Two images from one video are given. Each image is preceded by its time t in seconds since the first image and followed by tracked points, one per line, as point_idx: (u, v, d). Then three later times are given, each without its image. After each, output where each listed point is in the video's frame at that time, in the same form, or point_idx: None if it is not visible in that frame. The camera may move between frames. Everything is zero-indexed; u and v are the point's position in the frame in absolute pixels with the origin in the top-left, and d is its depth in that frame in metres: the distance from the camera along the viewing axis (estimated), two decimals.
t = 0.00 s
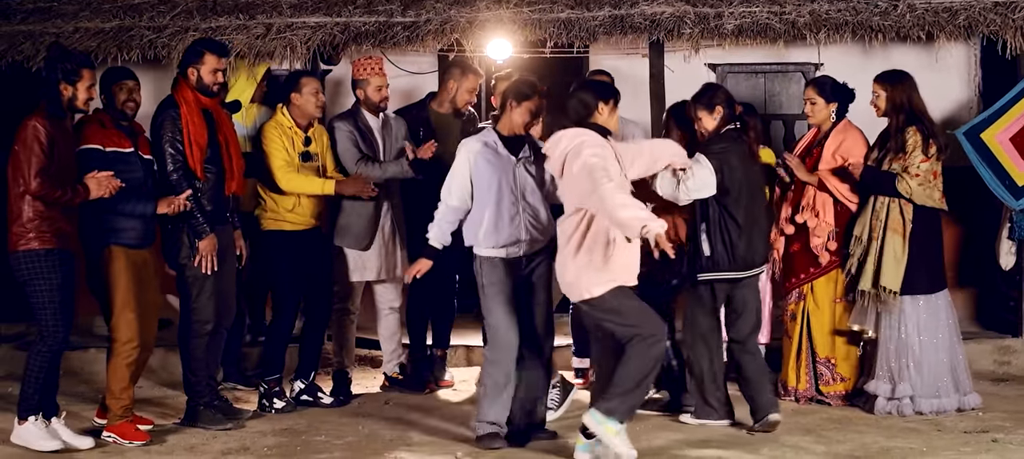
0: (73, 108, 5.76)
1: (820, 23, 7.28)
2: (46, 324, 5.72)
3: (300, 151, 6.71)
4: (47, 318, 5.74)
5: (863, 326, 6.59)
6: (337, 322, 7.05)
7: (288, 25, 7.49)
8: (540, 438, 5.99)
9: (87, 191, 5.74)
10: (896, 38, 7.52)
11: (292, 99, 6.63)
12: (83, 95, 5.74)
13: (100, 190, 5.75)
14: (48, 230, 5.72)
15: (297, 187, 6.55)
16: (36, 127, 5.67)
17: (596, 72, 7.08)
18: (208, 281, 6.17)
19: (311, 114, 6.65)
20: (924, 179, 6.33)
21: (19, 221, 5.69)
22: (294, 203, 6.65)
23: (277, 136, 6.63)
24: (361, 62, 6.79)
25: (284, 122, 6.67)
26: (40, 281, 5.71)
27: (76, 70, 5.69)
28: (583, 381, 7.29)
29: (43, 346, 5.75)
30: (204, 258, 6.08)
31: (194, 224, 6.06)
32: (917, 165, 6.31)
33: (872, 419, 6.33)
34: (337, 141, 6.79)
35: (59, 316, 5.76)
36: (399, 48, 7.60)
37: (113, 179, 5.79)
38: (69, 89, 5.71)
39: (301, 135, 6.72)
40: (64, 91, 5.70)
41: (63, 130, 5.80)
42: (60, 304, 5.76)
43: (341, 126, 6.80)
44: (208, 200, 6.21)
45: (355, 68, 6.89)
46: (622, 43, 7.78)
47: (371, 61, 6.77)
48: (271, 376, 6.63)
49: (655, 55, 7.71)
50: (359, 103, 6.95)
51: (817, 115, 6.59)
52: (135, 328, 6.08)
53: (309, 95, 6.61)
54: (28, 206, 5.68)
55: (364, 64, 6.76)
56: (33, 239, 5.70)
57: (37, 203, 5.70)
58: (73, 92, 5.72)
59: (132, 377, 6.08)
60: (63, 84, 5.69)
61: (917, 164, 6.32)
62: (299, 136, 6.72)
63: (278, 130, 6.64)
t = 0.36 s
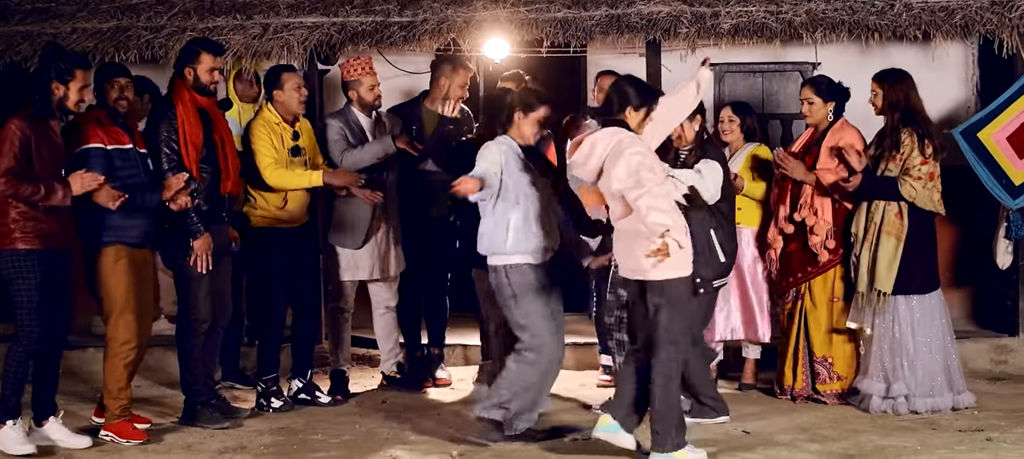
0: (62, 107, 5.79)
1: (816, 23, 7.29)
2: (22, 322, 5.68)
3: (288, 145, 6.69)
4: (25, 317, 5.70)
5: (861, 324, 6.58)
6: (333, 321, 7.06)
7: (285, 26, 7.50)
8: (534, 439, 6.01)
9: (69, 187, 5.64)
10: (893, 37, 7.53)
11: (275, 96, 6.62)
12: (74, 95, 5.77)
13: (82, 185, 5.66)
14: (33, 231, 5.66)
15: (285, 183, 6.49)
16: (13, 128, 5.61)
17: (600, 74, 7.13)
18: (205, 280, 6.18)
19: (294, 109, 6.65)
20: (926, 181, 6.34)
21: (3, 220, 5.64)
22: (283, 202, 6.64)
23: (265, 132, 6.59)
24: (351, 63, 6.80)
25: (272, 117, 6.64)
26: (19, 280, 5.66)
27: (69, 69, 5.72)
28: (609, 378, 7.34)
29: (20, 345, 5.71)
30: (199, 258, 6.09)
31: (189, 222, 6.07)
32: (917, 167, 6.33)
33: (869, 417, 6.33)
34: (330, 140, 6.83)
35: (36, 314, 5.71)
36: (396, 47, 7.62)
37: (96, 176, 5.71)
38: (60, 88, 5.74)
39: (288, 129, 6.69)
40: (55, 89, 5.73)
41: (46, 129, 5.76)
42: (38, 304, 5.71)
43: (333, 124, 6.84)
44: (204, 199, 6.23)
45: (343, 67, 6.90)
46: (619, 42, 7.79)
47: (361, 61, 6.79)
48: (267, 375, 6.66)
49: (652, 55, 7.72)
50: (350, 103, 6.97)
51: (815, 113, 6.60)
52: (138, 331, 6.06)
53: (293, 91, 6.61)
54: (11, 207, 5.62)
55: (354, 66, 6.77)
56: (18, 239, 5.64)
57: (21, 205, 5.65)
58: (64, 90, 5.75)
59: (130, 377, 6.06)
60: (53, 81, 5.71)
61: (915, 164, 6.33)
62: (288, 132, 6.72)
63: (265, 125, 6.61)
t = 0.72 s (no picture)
0: (31, 106, 5.60)
1: (815, 23, 7.29)
2: None
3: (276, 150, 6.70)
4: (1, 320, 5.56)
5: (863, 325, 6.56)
6: (331, 321, 7.05)
7: (283, 26, 7.49)
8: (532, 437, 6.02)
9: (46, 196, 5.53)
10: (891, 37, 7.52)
11: (264, 104, 6.62)
12: (45, 93, 5.60)
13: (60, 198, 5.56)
14: (14, 234, 5.51)
15: (277, 190, 6.51)
16: None
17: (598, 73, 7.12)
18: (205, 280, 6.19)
19: (281, 117, 6.65)
20: (921, 181, 6.32)
21: None
22: (270, 208, 6.66)
23: (251, 140, 6.60)
24: (345, 64, 6.81)
25: (259, 125, 6.64)
26: None
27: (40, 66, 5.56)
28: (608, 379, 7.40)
29: None
30: (198, 258, 6.10)
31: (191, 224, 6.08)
32: (913, 168, 6.30)
33: (867, 418, 6.32)
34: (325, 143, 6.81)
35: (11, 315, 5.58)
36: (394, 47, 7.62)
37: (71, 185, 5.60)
38: (32, 86, 5.56)
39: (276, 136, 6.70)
40: (28, 87, 5.55)
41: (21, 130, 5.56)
42: (13, 307, 5.59)
43: (329, 128, 6.82)
44: (203, 199, 6.22)
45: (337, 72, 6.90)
46: (616, 42, 7.78)
47: (354, 63, 6.80)
48: (265, 375, 6.67)
49: (650, 55, 7.71)
50: (344, 104, 6.96)
51: (815, 114, 6.61)
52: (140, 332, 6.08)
53: (280, 100, 6.61)
54: None
55: (350, 66, 6.80)
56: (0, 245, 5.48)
57: None
58: (34, 88, 5.57)
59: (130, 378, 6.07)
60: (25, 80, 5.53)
61: (913, 165, 6.31)
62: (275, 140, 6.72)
63: (254, 134, 6.61)
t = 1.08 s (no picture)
0: (18, 106, 5.56)
1: (816, 24, 7.28)
2: None
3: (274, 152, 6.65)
4: None
5: (864, 326, 6.53)
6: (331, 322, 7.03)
7: (283, 26, 7.48)
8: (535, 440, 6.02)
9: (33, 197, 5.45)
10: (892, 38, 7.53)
11: (263, 107, 6.56)
12: (31, 94, 5.56)
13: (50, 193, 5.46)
14: (9, 236, 5.48)
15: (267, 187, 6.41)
16: None
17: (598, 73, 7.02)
18: (205, 281, 6.16)
19: (281, 119, 6.59)
20: (923, 184, 6.28)
21: None
22: (268, 209, 6.59)
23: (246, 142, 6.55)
24: (344, 65, 6.78)
25: (258, 127, 6.59)
26: None
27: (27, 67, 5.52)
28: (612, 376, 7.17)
29: None
30: (199, 259, 6.08)
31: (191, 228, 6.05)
32: (915, 170, 6.27)
33: (870, 419, 6.32)
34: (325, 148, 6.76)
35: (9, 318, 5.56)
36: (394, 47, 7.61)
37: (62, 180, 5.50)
38: (17, 87, 5.51)
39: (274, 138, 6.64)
40: (14, 89, 5.50)
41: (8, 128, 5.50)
42: (11, 309, 5.56)
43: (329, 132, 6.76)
44: (203, 201, 6.18)
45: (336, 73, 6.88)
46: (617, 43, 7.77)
47: (352, 63, 6.76)
48: (265, 377, 6.66)
49: (650, 55, 7.71)
50: (343, 106, 6.94)
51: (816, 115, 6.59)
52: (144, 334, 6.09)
53: (280, 102, 6.55)
54: None
55: (349, 66, 6.76)
56: None
57: None
58: (20, 87, 5.53)
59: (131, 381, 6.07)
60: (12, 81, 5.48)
61: (915, 167, 6.28)
62: (273, 142, 6.65)
63: (250, 137, 6.56)
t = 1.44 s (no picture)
0: (34, 107, 5.57)
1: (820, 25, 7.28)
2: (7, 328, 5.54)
3: (275, 149, 6.56)
4: (8, 326, 5.55)
5: (857, 325, 6.54)
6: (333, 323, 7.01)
7: (286, 26, 7.46)
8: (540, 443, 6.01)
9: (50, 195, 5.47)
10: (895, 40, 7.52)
11: (264, 102, 6.48)
12: (47, 94, 5.57)
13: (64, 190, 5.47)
14: (20, 237, 5.49)
15: (267, 186, 6.32)
16: None
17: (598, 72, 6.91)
18: (207, 284, 6.13)
19: (282, 115, 6.51)
20: (928, 186, 6.28)
21: None
22: (269, 207, 6.55)
23: (247, 139, 6.46)
24: (346, 64, 6.72)
25: (259, 123, 6.52)
26: (5, 288, 5.50)
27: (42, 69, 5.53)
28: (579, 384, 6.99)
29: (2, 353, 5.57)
30: (201, 261, 6.04)
31: (192, 228, 6.02)
32: (921, 172, 6.27)
33: (875, 421, 6.31)
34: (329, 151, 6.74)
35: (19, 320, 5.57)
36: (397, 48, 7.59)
37: (80, 183, 5.54)
38: (34, 88, 5.53)
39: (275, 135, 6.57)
40: (30, 89, 5.51)
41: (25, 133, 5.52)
42: (16, 311, 5.54)
43: (330, 132, 6.76)
44: (206, 202, 6.12)
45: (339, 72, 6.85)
46: (620, 45, 7.75)
47: (355, 65, 6.73)
48: (268, 379, 6.63)
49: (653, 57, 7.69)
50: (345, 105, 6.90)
51: (817, 113, 6.55)
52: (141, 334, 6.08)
53: (281, 100, 6.47)
54: None
55: (353, 66, 6.72)
56: (8, 247, 5.47)
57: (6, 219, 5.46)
58: (37, 89, 5.54)
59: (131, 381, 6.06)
60: (27, 82, 5.48)
61: (920, 169, 6.27)
62: (275, 139, 6.59)
63: (251, 134, 6.47)
